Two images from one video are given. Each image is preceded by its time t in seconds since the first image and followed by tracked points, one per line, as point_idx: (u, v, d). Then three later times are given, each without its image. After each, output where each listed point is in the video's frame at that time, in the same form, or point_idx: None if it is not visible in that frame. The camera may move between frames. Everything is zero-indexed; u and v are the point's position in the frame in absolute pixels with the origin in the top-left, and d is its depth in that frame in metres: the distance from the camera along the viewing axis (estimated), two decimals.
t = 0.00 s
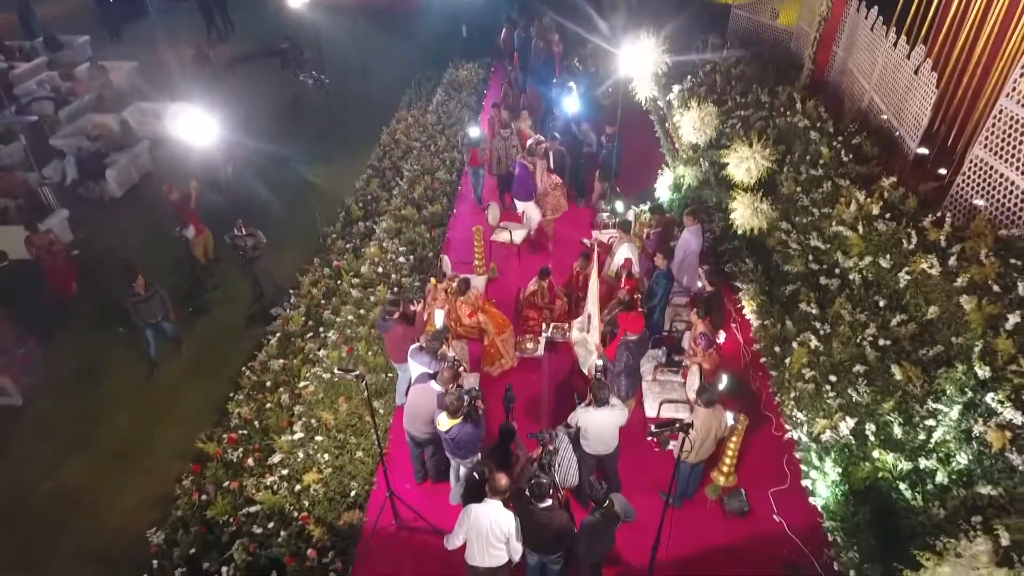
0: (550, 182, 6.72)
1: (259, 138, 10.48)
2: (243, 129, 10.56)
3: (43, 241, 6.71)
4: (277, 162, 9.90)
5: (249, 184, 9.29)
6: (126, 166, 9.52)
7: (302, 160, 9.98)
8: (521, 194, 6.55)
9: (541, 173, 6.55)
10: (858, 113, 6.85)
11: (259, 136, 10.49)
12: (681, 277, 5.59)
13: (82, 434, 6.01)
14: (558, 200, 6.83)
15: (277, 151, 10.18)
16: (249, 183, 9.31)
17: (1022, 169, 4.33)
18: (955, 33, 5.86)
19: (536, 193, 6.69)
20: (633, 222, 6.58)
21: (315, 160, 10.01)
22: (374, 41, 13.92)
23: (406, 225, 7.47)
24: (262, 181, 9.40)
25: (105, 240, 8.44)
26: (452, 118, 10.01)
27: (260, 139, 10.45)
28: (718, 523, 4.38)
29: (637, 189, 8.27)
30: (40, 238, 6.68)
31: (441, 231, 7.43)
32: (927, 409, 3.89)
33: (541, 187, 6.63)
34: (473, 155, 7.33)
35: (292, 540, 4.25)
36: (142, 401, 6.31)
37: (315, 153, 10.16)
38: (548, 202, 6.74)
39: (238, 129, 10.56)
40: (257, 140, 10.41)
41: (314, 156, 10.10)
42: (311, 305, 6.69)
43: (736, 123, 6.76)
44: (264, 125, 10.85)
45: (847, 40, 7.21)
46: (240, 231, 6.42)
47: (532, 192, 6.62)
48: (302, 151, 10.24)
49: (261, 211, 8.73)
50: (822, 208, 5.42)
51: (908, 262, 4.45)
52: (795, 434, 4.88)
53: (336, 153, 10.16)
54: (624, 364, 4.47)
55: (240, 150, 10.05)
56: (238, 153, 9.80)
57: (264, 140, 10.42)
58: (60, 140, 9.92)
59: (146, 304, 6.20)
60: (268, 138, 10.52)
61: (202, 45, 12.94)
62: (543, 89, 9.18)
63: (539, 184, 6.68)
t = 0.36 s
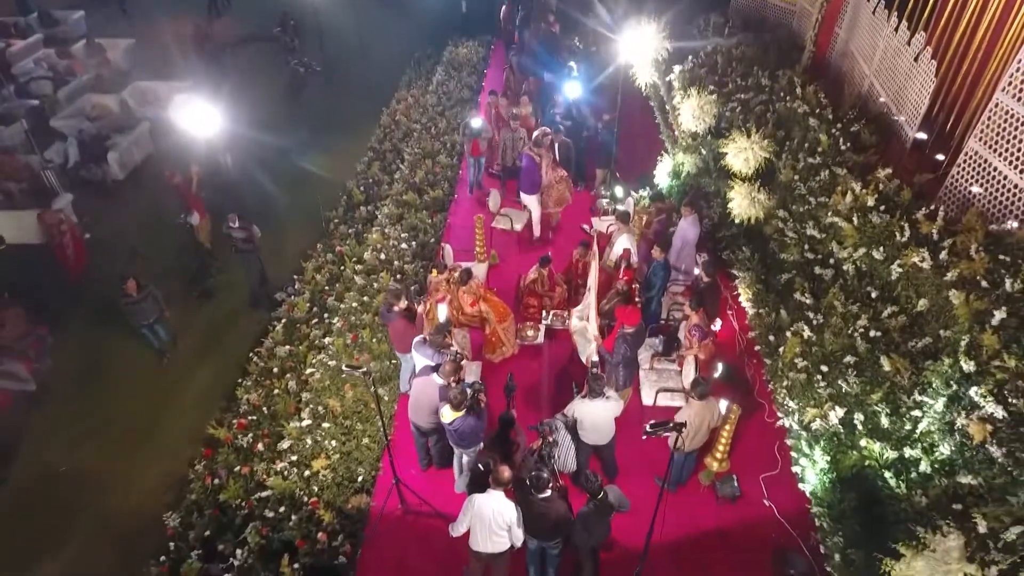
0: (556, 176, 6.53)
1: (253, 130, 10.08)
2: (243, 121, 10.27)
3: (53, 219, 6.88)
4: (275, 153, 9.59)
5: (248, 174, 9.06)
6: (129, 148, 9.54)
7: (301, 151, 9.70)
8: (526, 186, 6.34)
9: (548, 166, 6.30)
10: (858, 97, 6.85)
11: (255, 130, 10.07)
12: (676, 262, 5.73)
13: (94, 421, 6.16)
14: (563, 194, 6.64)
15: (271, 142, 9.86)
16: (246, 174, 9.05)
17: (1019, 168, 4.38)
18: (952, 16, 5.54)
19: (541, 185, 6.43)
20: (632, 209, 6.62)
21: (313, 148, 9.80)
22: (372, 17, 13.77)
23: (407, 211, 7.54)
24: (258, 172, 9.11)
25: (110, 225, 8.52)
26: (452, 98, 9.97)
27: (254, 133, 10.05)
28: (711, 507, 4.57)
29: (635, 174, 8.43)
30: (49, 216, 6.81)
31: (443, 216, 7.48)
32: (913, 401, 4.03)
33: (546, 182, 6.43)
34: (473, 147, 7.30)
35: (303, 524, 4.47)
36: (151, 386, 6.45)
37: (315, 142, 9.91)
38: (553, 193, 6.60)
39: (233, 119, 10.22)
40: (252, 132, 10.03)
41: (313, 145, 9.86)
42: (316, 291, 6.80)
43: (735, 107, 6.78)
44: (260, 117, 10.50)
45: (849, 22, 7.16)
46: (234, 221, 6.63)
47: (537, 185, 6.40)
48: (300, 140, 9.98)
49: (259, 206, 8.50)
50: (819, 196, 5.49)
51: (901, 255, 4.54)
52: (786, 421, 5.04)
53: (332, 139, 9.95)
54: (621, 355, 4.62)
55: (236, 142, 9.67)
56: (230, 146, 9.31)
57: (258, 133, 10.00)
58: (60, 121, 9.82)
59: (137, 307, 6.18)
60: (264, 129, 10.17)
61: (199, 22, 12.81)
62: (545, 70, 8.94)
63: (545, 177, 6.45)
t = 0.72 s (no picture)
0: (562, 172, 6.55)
1: (253, 125, 9.87)
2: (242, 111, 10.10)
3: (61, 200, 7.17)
4: (275, 147, 9.43)
5: (250, 168, 8.95)
6: (130, 133, 9.56)
7: (302, 145, 9.53)
8: (531, 181, 6.38)
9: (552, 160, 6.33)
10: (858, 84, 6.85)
11: (256, 121, 9.92)
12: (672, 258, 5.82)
13: (105, 411, 6.31)
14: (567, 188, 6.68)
15: (270, 135, 9.66)
16: (245, 169, 8.91)
17: (1011, 167, 4.43)
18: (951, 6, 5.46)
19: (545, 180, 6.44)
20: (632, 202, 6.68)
21: (313, 141, 9.62)
22: None
23: (408, 199, 7.59)
24: (261, 166, 8.99)
25: (113, 212, 8.58)
26: (452, 82, 9.91)
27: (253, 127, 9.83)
28: (704, 496, 4.75)
29: (635, 164, 8.38)
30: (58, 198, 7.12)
31: (443, 205, 7.52)
32: (900, 398, 4.17)
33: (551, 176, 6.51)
34: (472, 141, 7.27)
35: (311, 514, 4.66)
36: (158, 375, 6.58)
37: (315, 133, 9.75)
38: (556, 188, 6.64)
39: (230, 110, 10.03)
40: (251, 128, 9.82)
41: (313, 138, 9.67)
42: (319, 281, 6.91)
43: (736, 94, 6.84)
44: (257, 108, 10.25)
45: (851, 6, 7.06)
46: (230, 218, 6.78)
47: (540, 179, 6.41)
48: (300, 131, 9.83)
49: (260, 203, 8.39)
50: (815, 188, 5.54)
51: (893, 252, 4.62)
52: (778, 413, 5.19)
53: (331, 129, 9.80)
54: (620, 352, 4.75)
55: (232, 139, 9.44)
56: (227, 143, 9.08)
57: (258, 127, 9.80)
58: (58, 105, 9.97)
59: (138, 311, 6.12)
60: (261, 123, 9.93)
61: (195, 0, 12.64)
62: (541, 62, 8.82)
63: (547, 172, 6.46)
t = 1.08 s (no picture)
0: (560, 170, 6.35)
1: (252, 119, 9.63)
2: (241, 102, 9.91)
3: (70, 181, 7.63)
4: (275, 144, 9.26)
5: (253, 166, 8.82)
6: (131, 119, 9.59)
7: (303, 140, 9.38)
8: (528, 179, 6.28)
9: (552, 160, 6.25)
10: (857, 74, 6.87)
11: (255, 115, 9.71)
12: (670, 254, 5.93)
13: (117, 401, 6.49)
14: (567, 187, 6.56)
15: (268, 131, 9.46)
16: (250, 169, 8.75)
17: (1003, 168, 4.53)
18: None
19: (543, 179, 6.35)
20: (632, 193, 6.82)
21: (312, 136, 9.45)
22: None
23: (409, 189, 7.66)
24: (263, 164, 8.87)
25: (116, 200, 8.64)
26: (452, 66, 9.87)
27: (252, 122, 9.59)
28: (697, 485, 4.97)
29: (633, 154, 8.35)
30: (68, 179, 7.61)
31: (444, 195, 7.60)
32: (886, 395, 4.34)
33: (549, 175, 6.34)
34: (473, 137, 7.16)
35: (321, 503, 4.87)
36: (167, 365, 6.73)
37: (314, 126, 9.61)
38: (553, 188, 6.48)
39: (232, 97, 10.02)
40: (251, 123, 9.56)
41: (312, 132, 9.50)
42: (323, 272, 7.03)
43: (735, 81, 6.80)
44: (256, 102, 10.00)
45: None
46: (222, 218, 6.84)
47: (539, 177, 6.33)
48: (299, 125, 9.65)
49: (263, 198, 8.36)
50: (811, 182, 5.63)
51: (885, 250, 4.73)
52: (769, 405, 5.36)
53: (330, 123, 9.68)
54: (618, 349, 4.85)
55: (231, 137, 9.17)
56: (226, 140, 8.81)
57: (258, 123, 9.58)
58: (57, 90, 9.93)
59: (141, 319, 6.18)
60: (259, 117, 9.70)
61: None
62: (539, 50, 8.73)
63: (547, 171, 6.35)
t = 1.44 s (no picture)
0: (560, 171, 6.34)
1: (253, 116, 9.69)
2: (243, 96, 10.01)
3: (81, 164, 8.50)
4: (275, 140, 9.34)
5: (257, 163, 8.93)
6: (133, 107, 9.62)
7: (302, 132, 9.51)
8: (527, 178, 6.38)
9: (551, 160, 6.35)
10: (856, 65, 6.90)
11: (257, 110, 9.79)
12: (669, 249, 6.11)
13: (129, 390, 6.70)
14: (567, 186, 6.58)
15: (267, 127, 9.54)
16: (255, 168, 8.87)
17: (994, 171, 4.62)
18: None
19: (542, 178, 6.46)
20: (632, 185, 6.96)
21: (310, 128, 9.58)
22: None
23: (411, 180, 7.76)
24: (266, 160, 8.98)
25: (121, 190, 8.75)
26: (453, 52, 9.86)
27: (253, 118, 9.67)
28: (689, 476, 5.19)
29: (631, 146, 8.52)
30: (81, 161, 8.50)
31: (445, 187, 7.71)
32: (871, 391, 4.53)
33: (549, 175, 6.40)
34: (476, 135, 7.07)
35: (330, 493, 5.10)
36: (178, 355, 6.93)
37: (312, 117, 9.76)
38: (551, 189, 6.53)
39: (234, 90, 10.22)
40: (253, 120, 9.63)
41: (311, 126, 9.60)
42: (327, 264, 7.17)
43: (735, 71, 6.79)
44: (255, 95, 10.18)
45: None
46: (214, 218, 7.04)
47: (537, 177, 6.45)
48: (299, 120, 9.71)
49: (266, 192, 8.51)
50: (806, 178, 5.73)
51: (875, 249, 4.86)
52: (761, 399, 5.55)
53: (328, 117, 9.78)
54: (615, 345, 5.03)
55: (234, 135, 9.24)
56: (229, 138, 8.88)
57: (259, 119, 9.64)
58: (59, 77, 9.86)
59: (141, 332, 6.23)
60: (259, 113, 9.77)
61: None
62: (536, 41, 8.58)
63: (546, 171, 6.41)
